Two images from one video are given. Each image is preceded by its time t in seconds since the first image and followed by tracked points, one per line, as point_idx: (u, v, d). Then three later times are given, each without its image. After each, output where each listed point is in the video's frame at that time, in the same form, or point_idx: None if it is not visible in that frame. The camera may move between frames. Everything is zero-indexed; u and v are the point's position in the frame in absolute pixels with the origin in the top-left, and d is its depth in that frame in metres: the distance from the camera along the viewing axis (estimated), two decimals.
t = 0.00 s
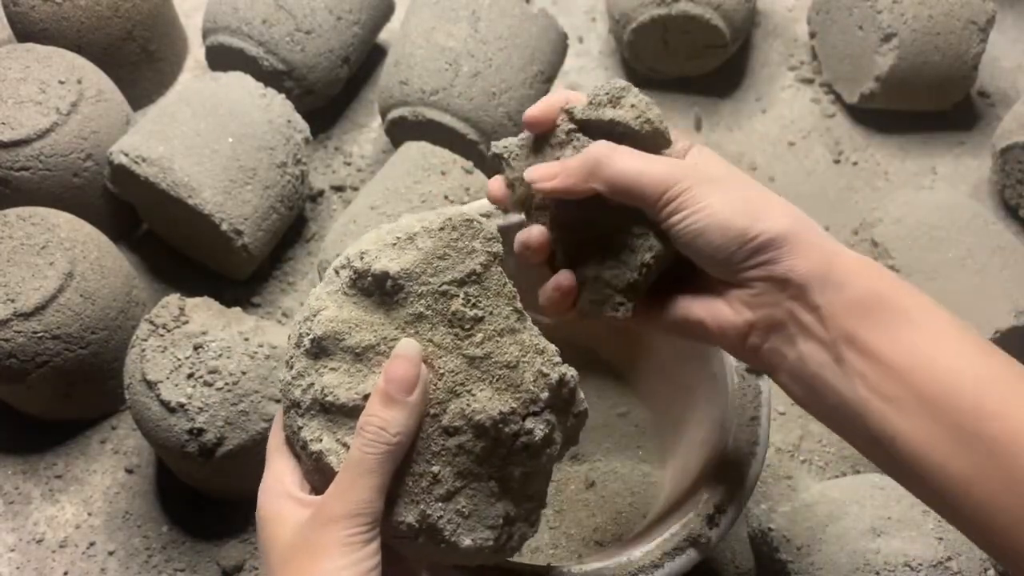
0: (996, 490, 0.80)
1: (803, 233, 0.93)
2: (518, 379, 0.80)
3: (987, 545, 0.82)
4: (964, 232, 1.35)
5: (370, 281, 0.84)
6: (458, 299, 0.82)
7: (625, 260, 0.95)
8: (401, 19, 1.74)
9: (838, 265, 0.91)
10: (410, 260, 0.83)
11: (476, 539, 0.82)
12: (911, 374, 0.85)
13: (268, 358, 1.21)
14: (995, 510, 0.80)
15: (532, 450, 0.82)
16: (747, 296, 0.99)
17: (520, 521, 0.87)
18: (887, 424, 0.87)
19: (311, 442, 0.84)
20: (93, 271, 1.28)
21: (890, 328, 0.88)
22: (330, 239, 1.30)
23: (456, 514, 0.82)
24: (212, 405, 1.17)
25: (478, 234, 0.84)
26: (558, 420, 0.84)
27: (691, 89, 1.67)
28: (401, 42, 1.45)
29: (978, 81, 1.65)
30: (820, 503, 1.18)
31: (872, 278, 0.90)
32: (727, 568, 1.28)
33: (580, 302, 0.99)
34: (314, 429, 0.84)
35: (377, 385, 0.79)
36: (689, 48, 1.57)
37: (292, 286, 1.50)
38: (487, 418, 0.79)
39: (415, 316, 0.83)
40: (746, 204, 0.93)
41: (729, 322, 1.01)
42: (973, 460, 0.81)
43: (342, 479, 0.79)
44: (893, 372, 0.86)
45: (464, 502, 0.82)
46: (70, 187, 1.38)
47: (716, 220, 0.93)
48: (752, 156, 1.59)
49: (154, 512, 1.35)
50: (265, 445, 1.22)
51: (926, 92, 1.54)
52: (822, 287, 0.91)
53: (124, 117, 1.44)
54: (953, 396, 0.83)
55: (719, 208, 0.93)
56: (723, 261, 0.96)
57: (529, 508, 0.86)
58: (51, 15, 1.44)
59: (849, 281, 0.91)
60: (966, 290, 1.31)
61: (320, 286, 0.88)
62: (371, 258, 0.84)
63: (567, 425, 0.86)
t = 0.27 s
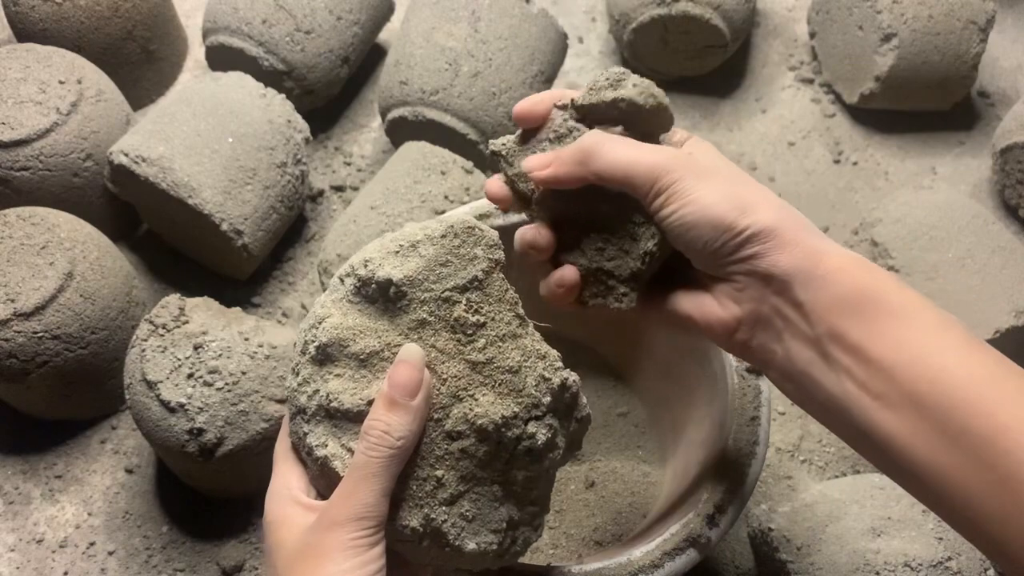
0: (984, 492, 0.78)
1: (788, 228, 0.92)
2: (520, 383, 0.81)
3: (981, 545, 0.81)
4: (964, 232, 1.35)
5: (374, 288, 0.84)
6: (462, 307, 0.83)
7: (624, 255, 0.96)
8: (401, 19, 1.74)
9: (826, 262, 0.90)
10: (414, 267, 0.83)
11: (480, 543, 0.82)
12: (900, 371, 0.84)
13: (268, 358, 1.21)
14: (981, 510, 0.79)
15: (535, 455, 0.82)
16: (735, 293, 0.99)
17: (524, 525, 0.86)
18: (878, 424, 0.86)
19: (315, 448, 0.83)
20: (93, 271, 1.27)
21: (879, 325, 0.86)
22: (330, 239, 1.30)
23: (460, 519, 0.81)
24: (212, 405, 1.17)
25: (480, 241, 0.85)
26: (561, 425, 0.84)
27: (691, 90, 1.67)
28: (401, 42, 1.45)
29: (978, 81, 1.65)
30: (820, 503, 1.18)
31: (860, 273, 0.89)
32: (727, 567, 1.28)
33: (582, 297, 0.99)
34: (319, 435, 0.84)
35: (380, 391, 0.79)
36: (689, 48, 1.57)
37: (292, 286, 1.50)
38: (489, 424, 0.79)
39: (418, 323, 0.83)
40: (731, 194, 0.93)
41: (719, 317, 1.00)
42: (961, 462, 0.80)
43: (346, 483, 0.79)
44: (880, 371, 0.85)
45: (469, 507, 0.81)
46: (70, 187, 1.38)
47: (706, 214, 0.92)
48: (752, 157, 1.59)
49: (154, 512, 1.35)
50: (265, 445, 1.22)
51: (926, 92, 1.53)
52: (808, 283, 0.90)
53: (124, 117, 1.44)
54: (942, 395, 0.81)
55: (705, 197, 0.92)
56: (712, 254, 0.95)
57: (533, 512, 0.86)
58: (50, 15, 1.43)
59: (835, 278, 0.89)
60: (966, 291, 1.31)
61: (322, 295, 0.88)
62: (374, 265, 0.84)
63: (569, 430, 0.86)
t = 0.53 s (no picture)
0: (953, 494, 0.79)
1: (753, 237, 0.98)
2: (522, 390, 0.82)
3: (960, 549, 0.81)
4: (964, 231, 1.35)
5: (375, 293, 0.82)
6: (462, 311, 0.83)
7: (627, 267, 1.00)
8: (401, 19, 1.74)
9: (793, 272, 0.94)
10: (415, 271, 0.82)
11: (480, 550, 0.82)
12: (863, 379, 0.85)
13: (268, 359, 1.21)
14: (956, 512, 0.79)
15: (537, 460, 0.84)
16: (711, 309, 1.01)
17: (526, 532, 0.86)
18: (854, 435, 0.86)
19: (316, 453, 0.83)
20: (93, 271, 1.27)
21: (846, 331, 0.87)
22: (330, 239, 1.30)
23: (461, 525, 0.82)
24: (211, 405, 1.17)
25: (481, 245, 0.85)
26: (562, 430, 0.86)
27: (691, 89, 1.66)
28: (401, 42, 1.45)
29: (978, 81, 1.65)
30: (820, 503, 1.18)
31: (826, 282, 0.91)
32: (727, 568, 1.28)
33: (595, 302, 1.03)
34: (319, 440, 0.83)
35: (380, 396, 0.79)
36: (689, 48, 1.57)
37: (292, 286, 1.50)
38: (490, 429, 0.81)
39: (419, 328, 0.82)
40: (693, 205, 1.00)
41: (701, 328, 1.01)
42: (926, 464, 0.80)
43: (346, 489, 0.79)
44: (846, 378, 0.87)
45: (469, 513, 0.82)
46: (70, 186, 1.38)
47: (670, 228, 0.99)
48: (752, 157, 1.59)
49: (154, 512, 1.35)
50: (265, 445, 1.22)
51: (926, 92, 1.53)
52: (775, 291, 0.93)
53: (124, 117, 1.44)
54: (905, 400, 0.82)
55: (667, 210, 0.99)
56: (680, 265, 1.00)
57: (535, 519, 0.86)
58: (50, 15, 1.43)
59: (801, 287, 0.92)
60: (966, 291, 1.31)
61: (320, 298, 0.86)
62: (375, 269, 0.83)
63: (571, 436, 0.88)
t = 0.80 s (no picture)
0: (952, 498, 0.80)
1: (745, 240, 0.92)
2: (530, 392, 0.81)
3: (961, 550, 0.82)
4: (964, 231, 1.35)
5: (385, 295, 0.83)
6: (473, 312, 0.82)
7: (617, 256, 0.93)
8: (401, 19, 1.74)
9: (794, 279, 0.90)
10: (425, 273, 0.82)
11: (488, 551, 0.82)
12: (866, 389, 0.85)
13: (269, 359, 1.21)
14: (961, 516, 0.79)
15: (545, 461, 0.83)
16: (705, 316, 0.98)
17: (535, 532, 0.87)
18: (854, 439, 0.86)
19: (326, 453, 0.84)
20: (93, 271, 1.27)
21: (849, 337, 0.86)
22: (330, 239, 1.30)
23: (470, 526, 0.81)
24: (212, 405, 1.17)
25: (491, 248, 0.83)
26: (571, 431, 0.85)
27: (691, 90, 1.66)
28: (401, 42, 1.45)
29: (978, 81, 1.65)
30: (820, 503, 1.18)
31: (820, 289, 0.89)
32: (727, 568, 1.28)
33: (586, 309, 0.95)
34: (330, 441, 0.84)
35: (390, 397, 0.79)
36: (689, 48, 1.57)
37: (292, 286, 1.50)
38: (499, 431, 0.80)
39: (429, 330, 0.82)
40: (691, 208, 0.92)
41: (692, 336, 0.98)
42: (931, 470, 0.81)
43: (357, 489, 0.79)
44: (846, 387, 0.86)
45: (478, 514, 0.82)
46: (70, 186, 1.38)
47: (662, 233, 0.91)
48: (752, 157, 1.59)
49: (154, 512, 1.35)
50: (265, 446, 1.22)
51: (926, 92, 1.53)
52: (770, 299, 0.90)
53: (124, 117, 1.44)
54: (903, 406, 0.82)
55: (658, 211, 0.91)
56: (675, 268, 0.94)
57: (543, 519, 0.87)
58: (50, 15, 1.44)
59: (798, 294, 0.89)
60: (966, 291, 1.31)
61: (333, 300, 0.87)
62: (386, 271, 0.83)
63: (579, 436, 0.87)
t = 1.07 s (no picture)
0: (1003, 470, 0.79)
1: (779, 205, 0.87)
2: (530, 400, 0.82)
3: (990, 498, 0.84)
4: (964, 231, 1.35)
5: (385, 301, 0.82)
6: (473, 320, 0.82)
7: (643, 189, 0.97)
8: (401, 19, 1.74)
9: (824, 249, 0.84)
10: (425, 280, 0.82)
11: (486, 555, 0.83)
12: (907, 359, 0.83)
13: (268, 359, 1.21)
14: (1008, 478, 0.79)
15: (542, 467, 0.84)
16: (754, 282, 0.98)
17: (531, 535, 0.87)
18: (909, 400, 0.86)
19: (325, 458, 0.84)
20: (93, 271, 1.27)
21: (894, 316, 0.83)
22: (330, 239, 1.30)
23: (468, 531, 0.82)
24: (211, 405, 1.17)
25: (491, 256, 0.83)
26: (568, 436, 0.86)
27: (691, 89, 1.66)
28: (401, 42, 1.45)
29: (978, 82, 1.65)
30: (820, 502, 1.19)
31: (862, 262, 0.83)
32: (727, 567, 1.28)
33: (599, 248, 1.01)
34: (329, 446, 0.84)
35: (391, 403, 0.79)
36: (689, 48, 1.57)
37: (291, 286, 1.50)
38: (498, 437, 0.80)
39: (430, 336, 0.82)
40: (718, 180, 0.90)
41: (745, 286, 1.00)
42: (976, 439, 0.80)
43: (354, 493, 0.79)
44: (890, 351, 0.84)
45: (476, 519, 0.82)
46: (70, 186, 1.38)
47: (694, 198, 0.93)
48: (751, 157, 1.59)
49: (154, 512, 1.35)
50: (265, 445, 1.22)
51: (926, 91, 1.53)
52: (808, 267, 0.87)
53: (124, 117, 1.44)
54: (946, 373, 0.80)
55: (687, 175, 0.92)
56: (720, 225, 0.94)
57: (539, 524, 0.87)
58: (50, 15, 1.44)
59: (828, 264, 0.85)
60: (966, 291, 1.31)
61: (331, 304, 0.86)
62: (386, 278, 0.82)
63: (574, 441, 0.88)
